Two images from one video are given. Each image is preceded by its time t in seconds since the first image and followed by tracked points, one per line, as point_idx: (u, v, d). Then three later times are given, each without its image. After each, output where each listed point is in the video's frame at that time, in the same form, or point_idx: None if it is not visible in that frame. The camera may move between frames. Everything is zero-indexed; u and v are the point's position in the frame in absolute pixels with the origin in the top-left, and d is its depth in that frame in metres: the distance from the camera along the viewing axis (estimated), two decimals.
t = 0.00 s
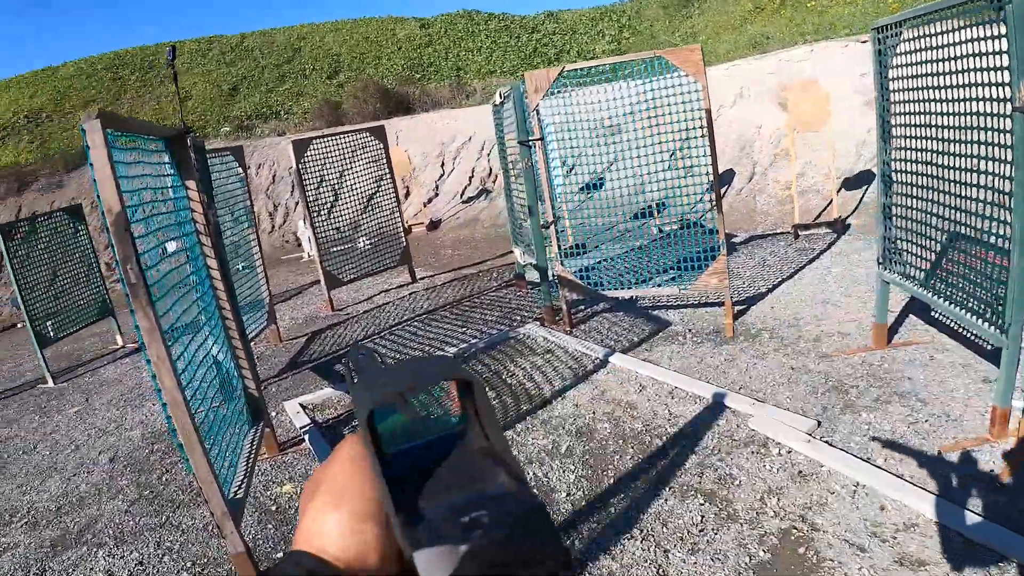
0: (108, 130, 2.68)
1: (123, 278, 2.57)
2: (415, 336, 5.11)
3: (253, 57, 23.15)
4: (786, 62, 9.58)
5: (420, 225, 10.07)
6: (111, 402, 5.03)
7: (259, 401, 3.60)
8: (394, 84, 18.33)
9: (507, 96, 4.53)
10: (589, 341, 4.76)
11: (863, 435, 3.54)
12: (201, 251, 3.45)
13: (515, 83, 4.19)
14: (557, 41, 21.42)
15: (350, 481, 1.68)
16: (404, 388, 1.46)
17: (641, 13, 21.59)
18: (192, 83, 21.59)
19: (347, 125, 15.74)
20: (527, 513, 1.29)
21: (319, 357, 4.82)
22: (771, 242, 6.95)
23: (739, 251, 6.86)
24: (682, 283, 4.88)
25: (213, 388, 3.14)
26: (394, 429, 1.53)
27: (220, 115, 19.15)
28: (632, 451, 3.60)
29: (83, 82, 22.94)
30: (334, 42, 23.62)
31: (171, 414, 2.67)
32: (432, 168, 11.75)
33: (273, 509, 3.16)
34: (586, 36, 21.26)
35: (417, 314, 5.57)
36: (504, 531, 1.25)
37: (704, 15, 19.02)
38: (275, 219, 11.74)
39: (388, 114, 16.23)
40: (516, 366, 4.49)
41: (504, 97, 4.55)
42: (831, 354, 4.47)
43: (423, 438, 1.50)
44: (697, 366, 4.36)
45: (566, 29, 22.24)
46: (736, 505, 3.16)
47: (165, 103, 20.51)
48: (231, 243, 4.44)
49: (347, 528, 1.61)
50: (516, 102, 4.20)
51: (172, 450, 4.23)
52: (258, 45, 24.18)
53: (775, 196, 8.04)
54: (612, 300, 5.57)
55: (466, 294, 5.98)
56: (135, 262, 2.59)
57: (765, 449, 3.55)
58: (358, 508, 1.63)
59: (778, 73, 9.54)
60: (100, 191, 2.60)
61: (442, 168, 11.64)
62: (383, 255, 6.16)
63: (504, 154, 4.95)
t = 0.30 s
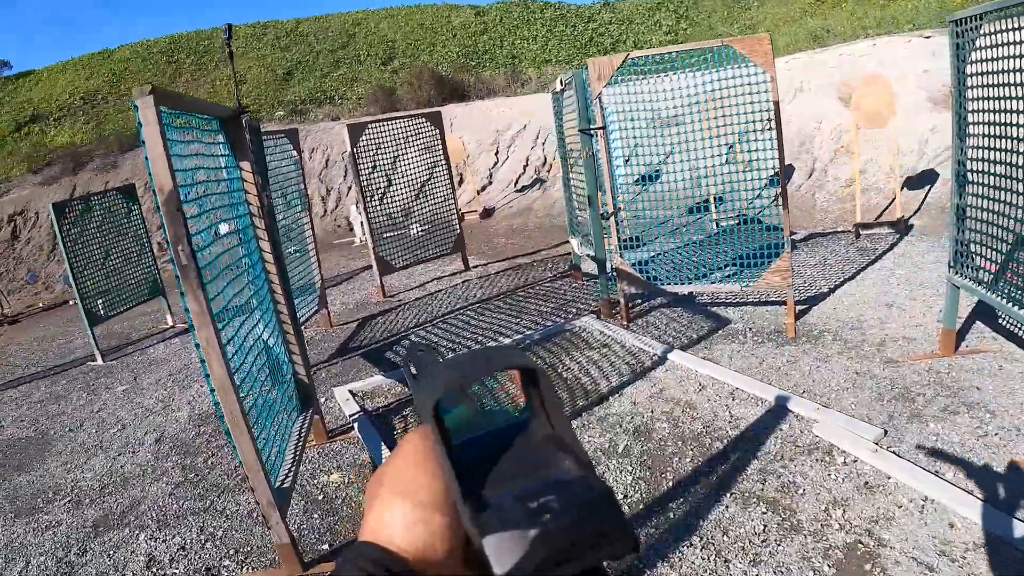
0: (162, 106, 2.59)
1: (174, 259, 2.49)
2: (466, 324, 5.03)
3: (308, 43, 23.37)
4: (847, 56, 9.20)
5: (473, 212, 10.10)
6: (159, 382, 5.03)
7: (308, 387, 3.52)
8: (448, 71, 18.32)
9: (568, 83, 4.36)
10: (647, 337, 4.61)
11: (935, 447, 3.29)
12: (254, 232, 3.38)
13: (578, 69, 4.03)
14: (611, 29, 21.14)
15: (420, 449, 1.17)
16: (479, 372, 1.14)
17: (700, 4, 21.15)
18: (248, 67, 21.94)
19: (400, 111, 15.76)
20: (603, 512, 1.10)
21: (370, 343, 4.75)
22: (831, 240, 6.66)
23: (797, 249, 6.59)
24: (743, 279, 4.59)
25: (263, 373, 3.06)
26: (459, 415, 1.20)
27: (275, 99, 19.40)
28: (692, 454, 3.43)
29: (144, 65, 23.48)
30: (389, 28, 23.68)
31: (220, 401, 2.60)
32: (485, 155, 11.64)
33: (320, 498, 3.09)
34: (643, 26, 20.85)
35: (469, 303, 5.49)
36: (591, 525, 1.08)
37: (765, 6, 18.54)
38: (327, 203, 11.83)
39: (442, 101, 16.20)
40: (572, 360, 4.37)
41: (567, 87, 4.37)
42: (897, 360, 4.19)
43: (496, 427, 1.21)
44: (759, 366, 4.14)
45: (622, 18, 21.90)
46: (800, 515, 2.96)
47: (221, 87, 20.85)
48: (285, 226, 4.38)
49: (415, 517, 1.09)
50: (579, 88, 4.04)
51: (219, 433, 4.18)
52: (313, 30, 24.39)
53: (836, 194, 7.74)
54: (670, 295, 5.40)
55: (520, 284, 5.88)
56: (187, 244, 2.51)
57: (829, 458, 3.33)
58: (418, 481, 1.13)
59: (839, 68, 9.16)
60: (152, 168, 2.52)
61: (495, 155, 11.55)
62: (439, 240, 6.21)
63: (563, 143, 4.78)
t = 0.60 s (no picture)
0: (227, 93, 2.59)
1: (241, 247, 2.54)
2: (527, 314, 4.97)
3: (368, 30, 23.58)
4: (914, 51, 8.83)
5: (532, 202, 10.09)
6: (216, 363, 5.10)
7: (367, 374, 3.52)
8: (507, 59, 18.28)
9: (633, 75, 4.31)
10: (709, 334, 4.48)
11: (1008, 459, 3.12)
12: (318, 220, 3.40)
13: (644, 57, 4.01)
14: (673, 19, 20.80)
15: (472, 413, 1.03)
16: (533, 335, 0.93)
17: None
18: (307, 55, 22.29)
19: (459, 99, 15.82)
20: (671, 494, 0.90)
21: (427, 331, 4.72)
22: (896, 240, 6.43)
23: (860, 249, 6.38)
24: (808, 279, 4.40)
25: (324, 359, 3.07)
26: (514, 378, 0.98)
27: (335, 86, 19.66)
28: (754, 456, 3.32)
29: (210, 49, 24.04)
30: (449, 16, 23.71)
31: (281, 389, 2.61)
32: (545, 145, 11.60)
33: (377, 486, 3.08)
34: (706, 15, 20.39)
35: (529, 293, 5.45)
36: (647, 503, 0.88)
37: None
38: (386, 189, 11.95)
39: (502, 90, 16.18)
40: (632, 355, 4.31)
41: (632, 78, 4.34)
42: (965, 367, 3.98)
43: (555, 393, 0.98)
44: (823, 368, 4.00)
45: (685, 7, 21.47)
46: (862, 524, 2.84)
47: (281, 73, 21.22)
48: (347, 211, 4.41)
49: (465, 485, 0.94)
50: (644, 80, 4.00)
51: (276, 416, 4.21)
52: (374, 17, 24.58)
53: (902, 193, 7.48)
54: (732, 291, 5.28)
55: (580, 275, 5.84)
56: (251, 230, 2.53)
57: (892, 466, 3.19)
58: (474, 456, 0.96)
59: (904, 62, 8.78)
60: (218, 155, 2.56)
61: (555, 145, 11.46)
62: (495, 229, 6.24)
63: (626, 135, 4.73)
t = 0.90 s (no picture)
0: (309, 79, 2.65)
1: (319, 232, 2.58)
2: (591, 306, 5.23)
3: (431, 18, 23.84)
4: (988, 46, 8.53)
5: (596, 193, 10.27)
6: (280, 347, 5.20)
7: (434, 363, 3.60)
8: (572, 50, 18.29)
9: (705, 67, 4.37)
10: (776, 332, 4.44)
11: None
12: (389, 207, 3.45)
13: (717, 53, 4.05)
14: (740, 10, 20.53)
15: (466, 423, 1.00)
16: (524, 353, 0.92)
17: None
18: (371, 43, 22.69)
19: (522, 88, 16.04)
20: (659, 513, 0.89)
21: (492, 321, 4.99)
22: (965, 242, 6.22)
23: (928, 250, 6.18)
24: (877, 279, 4.29)
25: (392, 346, 3.13)
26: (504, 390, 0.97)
27: (397, 73, 19.94)
28: (821, 458, 3.26)
29: (281, 37, 24.80)
30: (513, 5, 23.80)
31: (355, 376, 2.65)
32: (610, 137, 11.92)
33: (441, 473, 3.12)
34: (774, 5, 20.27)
35: (594, 284, 5.65)
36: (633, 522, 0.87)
37: None
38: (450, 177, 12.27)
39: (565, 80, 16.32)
40: (698, 351, 4.29)
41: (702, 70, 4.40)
42: None
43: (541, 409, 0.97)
44: (891, 372, 3.91)
45: None
46: (928, 531, 2.76)
47: (344, 59, 21.67)
48: (417, 198, 4.51)
49: (463, 496, 0.92)
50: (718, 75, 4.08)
51: (339, 400, 4.27)
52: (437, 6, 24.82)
53: (972, 193, 7.23)
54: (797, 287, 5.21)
55: (646, 268, 5.99)
56: (330, 216, 2.56)
57: (960, 472, 3.10)
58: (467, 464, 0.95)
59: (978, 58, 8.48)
60: (298, 141, 2.58)
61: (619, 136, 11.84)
62: (561, 221, 6.47)
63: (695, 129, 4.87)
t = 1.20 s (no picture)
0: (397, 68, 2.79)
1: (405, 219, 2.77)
2: (658, 303, 5.61)
3: (496, 7, 24.20)
4: None
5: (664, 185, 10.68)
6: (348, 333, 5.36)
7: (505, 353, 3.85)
8: (638, 41, 18.40)
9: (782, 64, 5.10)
10: (847, 334, 4.49)
11: None
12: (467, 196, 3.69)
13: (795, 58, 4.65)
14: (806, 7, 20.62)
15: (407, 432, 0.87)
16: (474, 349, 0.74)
17: None
18: (436, 32, 23.19)
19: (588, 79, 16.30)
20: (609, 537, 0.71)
21: (559, 314, 5.58)
22: None
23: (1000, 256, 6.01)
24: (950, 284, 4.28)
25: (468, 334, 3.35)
26: (440, 407, 0.85)
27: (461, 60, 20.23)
28: (891, 462, 3.23)
29: (349, 25, 25.54)
30: None
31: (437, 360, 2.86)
32: (676, 129, 12.27)
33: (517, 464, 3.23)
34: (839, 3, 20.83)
35: (663, 279, 6.15)
36: (588, 544, 0.69)
37: None
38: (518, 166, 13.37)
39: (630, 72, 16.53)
40: (768, 351, 4.41)
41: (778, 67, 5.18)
42: None
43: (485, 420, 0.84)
44: (961, 379, 3.84)
45: None
46: (997, 542, 2.69)
47: (410, 46, 22.19)
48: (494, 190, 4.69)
49: (396, 510, 0.81)
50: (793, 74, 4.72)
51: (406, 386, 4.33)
52: None
53: None
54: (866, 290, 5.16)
55: (713, 265, 6.46)
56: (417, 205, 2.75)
57: None
58: (404, 477, 0.83)
59: None
60: (387, 130, 2.76)
61: (686, 129, 12.16)
62: (631, 210, 7.12)
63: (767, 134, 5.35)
